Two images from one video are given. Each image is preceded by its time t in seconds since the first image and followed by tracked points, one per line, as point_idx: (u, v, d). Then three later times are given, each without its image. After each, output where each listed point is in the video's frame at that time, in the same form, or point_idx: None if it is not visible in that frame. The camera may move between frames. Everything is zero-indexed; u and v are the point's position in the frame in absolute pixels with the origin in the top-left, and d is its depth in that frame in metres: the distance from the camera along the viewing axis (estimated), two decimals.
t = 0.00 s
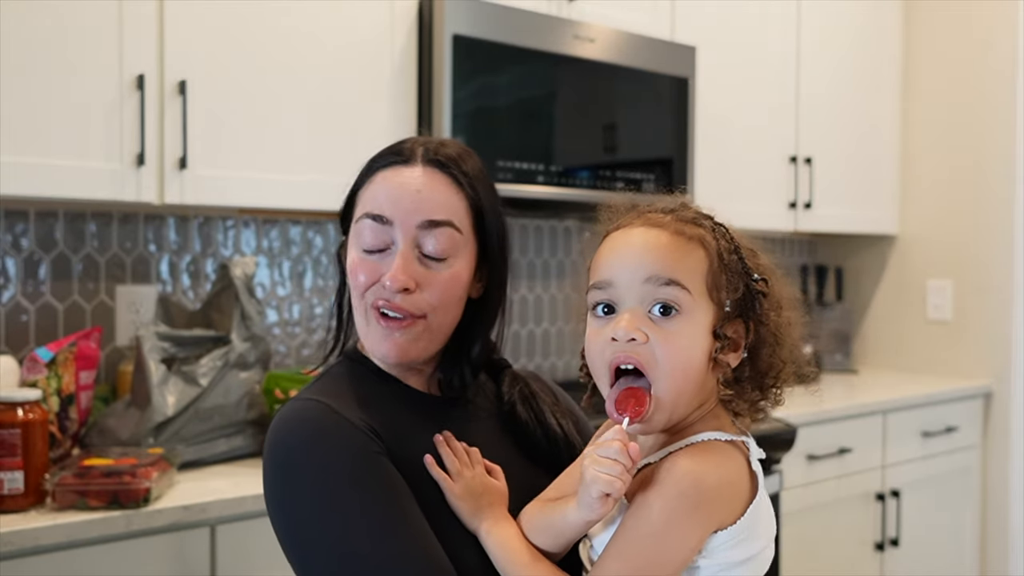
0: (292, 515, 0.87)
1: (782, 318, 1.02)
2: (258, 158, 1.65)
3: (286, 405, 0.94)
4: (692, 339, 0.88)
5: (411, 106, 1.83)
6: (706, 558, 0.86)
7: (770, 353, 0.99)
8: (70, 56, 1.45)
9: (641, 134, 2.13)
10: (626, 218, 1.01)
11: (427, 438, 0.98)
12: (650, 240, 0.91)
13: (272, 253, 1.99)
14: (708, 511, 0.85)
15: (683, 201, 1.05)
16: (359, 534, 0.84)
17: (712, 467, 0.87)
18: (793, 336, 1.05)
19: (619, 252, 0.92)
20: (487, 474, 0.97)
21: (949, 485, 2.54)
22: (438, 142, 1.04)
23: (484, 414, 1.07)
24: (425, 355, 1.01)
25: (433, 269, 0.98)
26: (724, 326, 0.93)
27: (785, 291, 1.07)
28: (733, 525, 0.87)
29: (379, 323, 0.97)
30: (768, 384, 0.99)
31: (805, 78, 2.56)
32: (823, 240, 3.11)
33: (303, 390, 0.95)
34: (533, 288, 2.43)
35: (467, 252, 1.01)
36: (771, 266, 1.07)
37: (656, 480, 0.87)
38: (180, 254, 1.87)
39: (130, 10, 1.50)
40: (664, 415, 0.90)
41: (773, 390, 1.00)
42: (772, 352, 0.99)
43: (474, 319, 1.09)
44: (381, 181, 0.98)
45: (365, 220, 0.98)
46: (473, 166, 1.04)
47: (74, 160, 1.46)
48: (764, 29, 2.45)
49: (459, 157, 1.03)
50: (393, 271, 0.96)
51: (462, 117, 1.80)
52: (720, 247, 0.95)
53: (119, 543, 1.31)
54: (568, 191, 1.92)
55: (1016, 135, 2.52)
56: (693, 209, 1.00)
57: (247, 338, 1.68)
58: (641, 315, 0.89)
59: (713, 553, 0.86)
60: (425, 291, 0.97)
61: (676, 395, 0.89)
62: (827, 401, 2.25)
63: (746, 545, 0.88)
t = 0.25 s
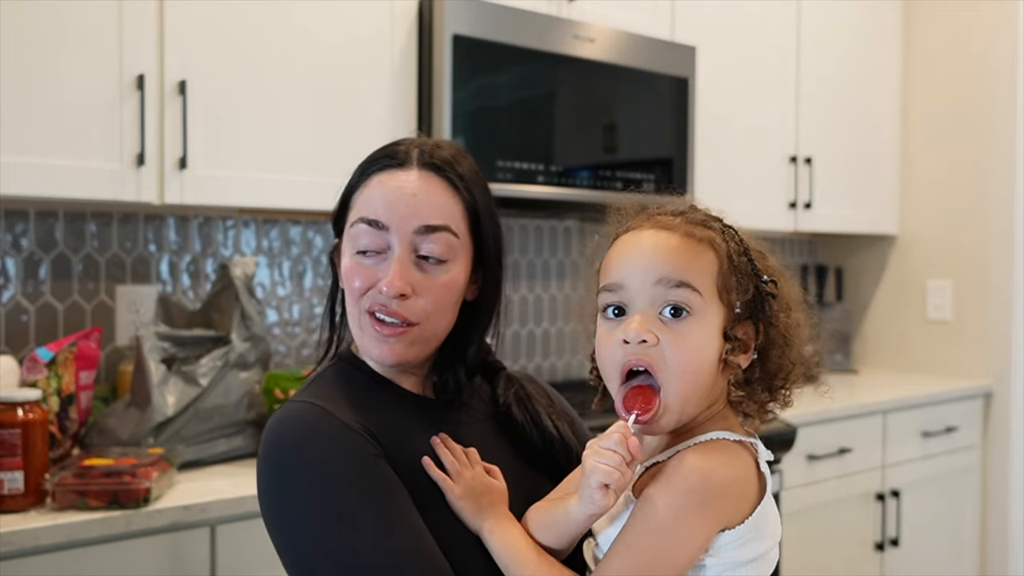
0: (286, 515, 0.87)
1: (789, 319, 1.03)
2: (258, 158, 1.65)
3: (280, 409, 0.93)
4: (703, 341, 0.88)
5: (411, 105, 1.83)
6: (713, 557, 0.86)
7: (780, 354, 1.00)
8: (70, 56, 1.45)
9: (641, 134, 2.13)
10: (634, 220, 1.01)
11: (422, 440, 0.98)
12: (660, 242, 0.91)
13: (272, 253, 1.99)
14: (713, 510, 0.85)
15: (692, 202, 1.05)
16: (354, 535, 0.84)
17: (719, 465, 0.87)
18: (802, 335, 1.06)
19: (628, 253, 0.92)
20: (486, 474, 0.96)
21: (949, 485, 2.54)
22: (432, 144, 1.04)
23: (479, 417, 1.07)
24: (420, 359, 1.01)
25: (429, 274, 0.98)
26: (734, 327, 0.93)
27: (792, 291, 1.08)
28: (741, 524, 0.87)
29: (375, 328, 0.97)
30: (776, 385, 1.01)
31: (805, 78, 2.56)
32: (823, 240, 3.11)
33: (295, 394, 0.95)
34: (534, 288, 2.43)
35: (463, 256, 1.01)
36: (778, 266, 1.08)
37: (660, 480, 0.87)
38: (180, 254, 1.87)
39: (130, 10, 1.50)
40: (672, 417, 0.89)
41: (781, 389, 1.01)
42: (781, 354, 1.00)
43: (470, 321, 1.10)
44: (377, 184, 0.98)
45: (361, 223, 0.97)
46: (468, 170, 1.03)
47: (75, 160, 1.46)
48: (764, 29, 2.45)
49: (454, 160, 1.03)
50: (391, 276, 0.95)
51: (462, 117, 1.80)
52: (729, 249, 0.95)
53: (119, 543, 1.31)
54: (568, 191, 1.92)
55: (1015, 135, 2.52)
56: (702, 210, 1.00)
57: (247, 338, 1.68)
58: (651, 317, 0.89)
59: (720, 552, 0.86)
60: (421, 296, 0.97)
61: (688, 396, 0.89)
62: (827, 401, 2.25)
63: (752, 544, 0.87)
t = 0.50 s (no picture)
0: (280, 513, 0.87)
1: (789, 320, 1.03)
2: (258, 158, 1.65)
3: (277, 408, 0.93)
4: (702, 345, 0.88)
5: (411, 105, 1.83)
6: (711, 560, 0.86)
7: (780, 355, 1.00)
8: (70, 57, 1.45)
9: (641, 134, 2.13)
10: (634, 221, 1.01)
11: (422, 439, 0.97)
12: (659, 245, 0.91)
13: (272, 253, 1.99)
14: (713, 511, 0.85)
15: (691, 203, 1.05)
16: (347, 535, 0.84)
17: (717, 468, 0.87)
18: (801, 336, 1.06)
19: (627, 258, 0.92)
20: (484, 474, 0.97)
21: (949, 485, 2.54)
22: (427, 142, 1.03)
23: (478, 415, 1.07)
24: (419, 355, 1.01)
25: (425, 271, 0.97)
26: (734, 330, 0.93)
27: (791, 291, 1.08)
28: (738, 526, 0.87)
29: (372, 326, 0.97)
30: (775, 385, 1.01)
31: (805, 78, 2.56)
32: (823, 240, 3.10)
33: (291, 394, 0.95)
34: (534, 288, 2.43)
35: (459, 252, 1.01)
36: (779, 266, 1.08)
37: (660, 481, 0.87)
38: (180, 254, 1.87)
39: (130, 10, 1.50)
40: (668, 420, 0.89)
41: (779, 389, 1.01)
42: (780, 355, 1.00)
43: (468, 319, 1.10)
44: (372, 182, 0.98)
45: (356, 221, 0.97)
46: (463, 166, 1.03)
47: (75, 160, 1.46)
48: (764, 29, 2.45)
49: (449, 156, 1.02)
50: (386, 273, 0.95)
51: (462, 117, 1.80)
52: (729, 251, 0.95)
53: (119, 543, 1.31)
54: (568, 191, 1.92)
55: (1015, 135, 2.52)
56: (702, 212, 1.00)
57: (247, 338, 1.68)
58: (651, 321, 0.88)
59: (717, 554, 0.86)
60: (418, 293, 0.97)
61: (687, 400, 0.89)
62: (827, 401, 2.25)
63: (750, 547, 0.87)
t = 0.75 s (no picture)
0: (278, 509, 0.87)
1: (780, 317, 1.03)
2: (258, 158, 1.65)
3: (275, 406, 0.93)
4: (689, 348, 0.88)
5: (411, 105, 1.83)
6: (707, 563, 0.86)
7: (770, 352, 1.00)
8: (71, 56, 1.45)
9: (641, 134, 2.13)
10: (616, 224, 1.01)
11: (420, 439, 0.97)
12: (643, 250, 0.91)
13: (272, 253, 1.99)
14: (710, 514, 0.86)
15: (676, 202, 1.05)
16: (343, 535, 0.84)
17: (714, 471, 0.87)
18: (793, 333, 1.06)
19: (612, 262, 0.92)
20: (481, 474, 0.97)
21: (949, 485, 2.54)
22: (418, 137, 1.03)
23: (476, 412, 1.07)
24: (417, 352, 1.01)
25: (418, 265, 0.97)
26: (722, 331, 0.93)
27: (784, 286, 1.07)
28: (735, 530, 0.87)
29: (367, 322, 0.97)
30: (768, 382, 1.00)
31: (805, 78, 2.56)
32: (823, 240, 3.11)
33: (290, 391, 0.95)
34: (534, 288, 2.43)
35: (452, 247, 1.01)
36: (770, 262, 1.08)
37: (658, 482, 0.87)
38: (180, 254, 1.87)
39: (131, 10, 1.50)
40: (647, 407, 0.88)
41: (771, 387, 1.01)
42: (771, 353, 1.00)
43: (464, 313, 1.09)
44: (362, 179, 0.98)
45: (348, 218, 0.97)
46: (454, 160, 1.03)
47: (75, 160, 1.46)
48: (764, 29, 2.46)
49: (442, 151, 1.02)
50: (379, 269, 0.95)
51: (462, 117, 1.80)
52: (715, 251, 0.95)
53: (119, 543, 1.31)
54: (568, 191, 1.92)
55: (1015, 135, 2.52)
56: (688, 211, 1.00)
57: (247, 338, 1.68)
58: (636, 327, 0.88)
59: (713, 558, 0.86)
60: (412, 288, 0.97)
61: (673, 401, 0.89)
62: (827, 401, 2.25)
63: (746, 550, 0.88)
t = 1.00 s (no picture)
0: (277, 505, 0.87)
1: (773, 316, 1.02)
2: (258, 158, 1.65)
3: (276, 402, 0.94)
4: (685, 354, 0.88)
5: (412, 105, 1.83)
6: (707, 562, 0.86)
7: (764, 351, 1.00)
8: (71, 57, 1.45)
9: (641, 134, 2.13)
10: (607, 230, 1.01)
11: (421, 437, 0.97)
12: (636, 257, 0.91)
13: (271, 253, 1.99)
14: (710, 512, 0.86)
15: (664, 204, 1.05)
16: (342, 532, 0.84)
17: (714, 469, 0.87)
18: (786, 331, 1.06)
19: (604, 271, 0.92)
20: (482, 475, 0.97)
21: (949, 485, 2.54)
22: (412, 129, 1.03)
23: (477, 411, 1.07)
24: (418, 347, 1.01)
25: (416, 255, 0.97)
26: (716, 334, 0.93)
27: (776, 285, 1.07)
28: (735, 527, 0.87)
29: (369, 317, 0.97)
30: (762, 381, 1.00)
31: (805, 78, 2.56)
32: (823, 240, 3.11)
33: (291, 386, 0.96)
34: (534, 288, 2.43)
35: (450, 236, 1.01)
36: (762, 262, 1.07)
37: (658, 482, 0.87)
38: (180, 253, 1.87)
39: (131, 10, 1.50)
40: (647, 411, 0.88)
41: (766, 385, 1.00)
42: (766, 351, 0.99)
43: (462, 303, 1.08)
44: (358, 172, 0.98)
45: (345, 212, 0.97)
46: (448, 151, 1.03)
47: (75, 160, 1.46)
48: (764, 29, 2.45)
49: (437, 142, 1.02)
50: (377, 261, 0.95)
51: (462, 117, 1.80)
52: (707, 255, 0.95)
53: (119, 543, 1.31)
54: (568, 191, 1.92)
55: (1016, 135, 2.52)
56: (678, 215, 0.99)
57: (247, 338, 1.68)
58: (633, 337, 0.88)
59: (713, 557, 0.86)
60: (412, 279, 0.97)
61: (670, 406, 0.89)
62: (827, 401, 2.25)
63: (746, 549, 0.88)
